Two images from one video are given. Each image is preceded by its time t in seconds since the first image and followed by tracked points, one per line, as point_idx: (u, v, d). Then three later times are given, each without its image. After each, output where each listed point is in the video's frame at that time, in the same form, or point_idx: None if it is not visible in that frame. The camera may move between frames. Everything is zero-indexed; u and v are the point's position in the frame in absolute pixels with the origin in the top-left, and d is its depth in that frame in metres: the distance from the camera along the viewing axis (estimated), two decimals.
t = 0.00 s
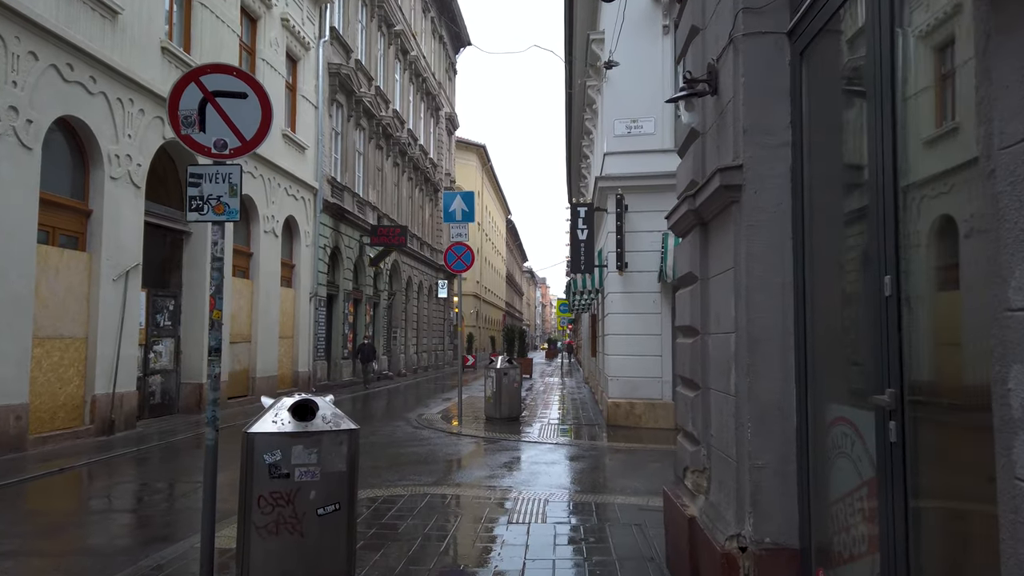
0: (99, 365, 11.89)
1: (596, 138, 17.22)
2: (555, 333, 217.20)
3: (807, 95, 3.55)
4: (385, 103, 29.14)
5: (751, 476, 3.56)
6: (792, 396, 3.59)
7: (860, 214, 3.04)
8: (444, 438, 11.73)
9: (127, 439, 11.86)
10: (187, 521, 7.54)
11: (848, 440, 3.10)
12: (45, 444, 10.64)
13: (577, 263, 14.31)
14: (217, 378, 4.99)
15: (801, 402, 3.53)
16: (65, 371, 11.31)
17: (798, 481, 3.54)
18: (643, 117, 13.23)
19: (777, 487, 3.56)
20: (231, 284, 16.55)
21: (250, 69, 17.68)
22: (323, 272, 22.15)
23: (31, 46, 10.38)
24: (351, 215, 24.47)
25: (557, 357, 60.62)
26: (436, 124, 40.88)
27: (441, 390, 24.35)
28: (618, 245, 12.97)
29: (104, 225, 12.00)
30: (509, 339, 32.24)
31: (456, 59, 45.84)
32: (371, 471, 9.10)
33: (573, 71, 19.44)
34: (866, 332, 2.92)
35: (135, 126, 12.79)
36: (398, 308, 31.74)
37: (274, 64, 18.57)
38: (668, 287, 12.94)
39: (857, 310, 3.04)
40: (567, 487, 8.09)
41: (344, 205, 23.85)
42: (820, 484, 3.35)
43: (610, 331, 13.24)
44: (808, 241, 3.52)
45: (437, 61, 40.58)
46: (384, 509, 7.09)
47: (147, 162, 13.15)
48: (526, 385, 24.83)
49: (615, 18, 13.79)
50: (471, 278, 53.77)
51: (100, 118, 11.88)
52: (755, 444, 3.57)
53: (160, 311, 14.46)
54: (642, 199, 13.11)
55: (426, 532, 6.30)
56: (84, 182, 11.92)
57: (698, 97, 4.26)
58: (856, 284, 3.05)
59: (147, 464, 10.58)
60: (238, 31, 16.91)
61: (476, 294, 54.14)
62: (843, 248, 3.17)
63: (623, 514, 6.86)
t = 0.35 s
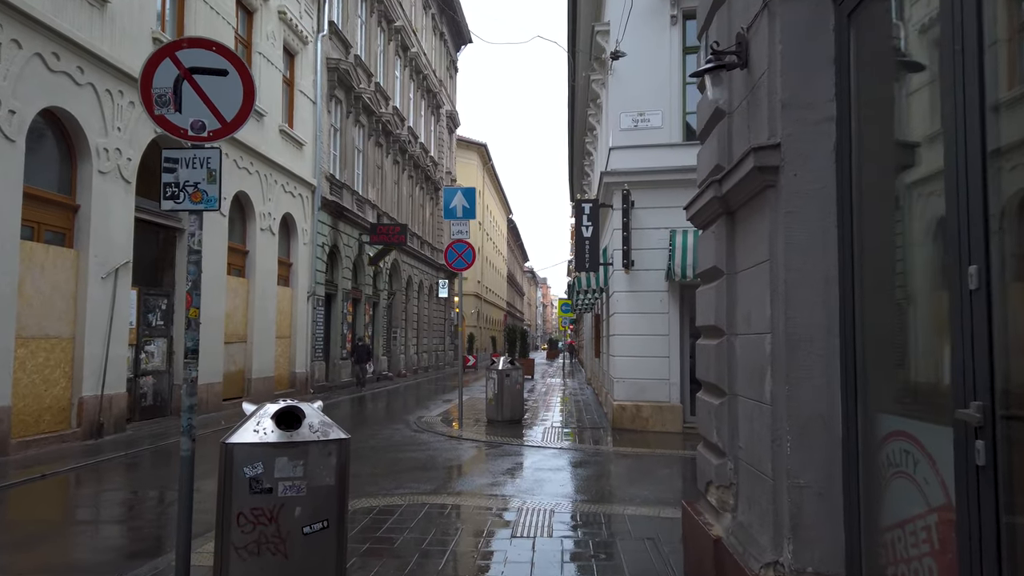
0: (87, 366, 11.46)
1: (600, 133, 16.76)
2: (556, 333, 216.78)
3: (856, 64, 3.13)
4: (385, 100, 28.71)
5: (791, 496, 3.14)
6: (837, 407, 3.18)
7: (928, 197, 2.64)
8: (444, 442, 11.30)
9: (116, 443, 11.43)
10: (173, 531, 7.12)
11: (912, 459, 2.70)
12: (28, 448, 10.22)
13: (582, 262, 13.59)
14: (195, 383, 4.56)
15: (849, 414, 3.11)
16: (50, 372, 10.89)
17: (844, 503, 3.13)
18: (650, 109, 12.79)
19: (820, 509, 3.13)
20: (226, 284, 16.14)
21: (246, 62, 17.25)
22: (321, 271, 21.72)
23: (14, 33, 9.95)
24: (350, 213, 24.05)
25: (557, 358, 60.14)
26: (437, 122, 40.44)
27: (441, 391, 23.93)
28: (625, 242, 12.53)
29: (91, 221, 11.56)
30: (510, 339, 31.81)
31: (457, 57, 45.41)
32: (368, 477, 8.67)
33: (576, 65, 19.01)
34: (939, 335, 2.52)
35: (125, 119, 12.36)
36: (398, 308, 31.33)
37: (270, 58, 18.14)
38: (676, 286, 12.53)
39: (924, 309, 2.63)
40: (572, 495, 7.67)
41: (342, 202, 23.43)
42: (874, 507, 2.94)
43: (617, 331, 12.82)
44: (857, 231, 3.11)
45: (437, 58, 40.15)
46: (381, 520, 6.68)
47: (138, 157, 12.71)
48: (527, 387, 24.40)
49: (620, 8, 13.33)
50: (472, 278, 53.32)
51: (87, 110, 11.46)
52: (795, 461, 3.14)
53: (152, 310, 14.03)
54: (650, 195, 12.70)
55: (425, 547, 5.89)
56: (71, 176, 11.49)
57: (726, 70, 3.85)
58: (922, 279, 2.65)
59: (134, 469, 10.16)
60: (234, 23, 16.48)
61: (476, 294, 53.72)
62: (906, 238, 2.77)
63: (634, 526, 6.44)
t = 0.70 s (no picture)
0: (70, 366, 11.06)
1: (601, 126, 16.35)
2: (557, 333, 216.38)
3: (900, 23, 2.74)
4: (383, 97, 28.34)
5: (825, 515, 2.71)
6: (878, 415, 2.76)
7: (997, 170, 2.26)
8: (440, 445, 10.91)
9: (100, 446, 11.03)
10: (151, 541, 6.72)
11: (975, 476, 2.30)
12: (8, 451, 9.82)
13: (583, 259, 13.17)
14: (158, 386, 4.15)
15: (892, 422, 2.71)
16: (31, 373, 10.49)
17: (888, 526, 2.71)
18: (654, 101, 12.39)
19: (859, 534, 2.71)
20: (218, 282, 15.74)
21: (239, 55, 16.86)
22: (317, 269, 21.31)
23: None
24: (347, 211, 23.65)
25: (559, 358, 59.75)
26: (436, 120, 40.08)
27: (439, 392, 23.53)
28: (627, 238, 12.13)
29: (75, 216, 11.17)
30: (510, 339, 31.40)
31: (457, 54, 45.06)
32: (358, 483, 8.26)
33: (577, 59, 18.62)
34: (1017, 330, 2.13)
35: (111, 111, 11.95)
36: (396, 308, 30.97)
37: (264, 51, 17.73)
38: (680, 283, 12.12)
39: (993, 299, 2.25)
40: (572, 503, 7.26)
41: (339, 199, 23.04)
42: (927, 531, 2.53)
43: (618, 330, 12.42)
44: (905, 213, 2.72)
45: (437, 55, 39.81)
46: (370, 530, 6.29)
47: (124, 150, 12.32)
48: (527, 387, 24.00)
49: None
50: (472, 277, 52.95)
51: (71, 101, 11.07)
52: (829, 476, 2.73)
53: (140, 308, 13.64)
54: (653, 190, 12.32)
55: (416, 559, 5.49)
56: (54, 170, 11.11)
57: (746, 35, 3.45)
58: (992, 264, 2.26)
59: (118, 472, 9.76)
60: (226, 15, 16.07)
61: (476, 293, 53.33)
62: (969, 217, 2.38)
63: (638, 537, 6.05)
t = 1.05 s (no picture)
0: (54, 369, 10.68)
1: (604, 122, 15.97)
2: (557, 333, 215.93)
3: None
4: (382, 94, 27.98)
5: (877, 549, 2.36)
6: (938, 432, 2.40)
7: None
8: (438, 450, 10.53)
9: (86, 451, 10.63)
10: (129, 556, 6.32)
11: None
12: None
13: (585, 258, 12.67)
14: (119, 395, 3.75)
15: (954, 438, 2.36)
16: (14, 376, 10.10)
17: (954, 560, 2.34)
18: (659, 95, 12.02)
19: (915, 568, 2.34)
20: (211, 281, 15.35)
21: (233, 49, 16.46)
22: (314, 269, 20.91)
23: None
24: (345, 209, 23.25)
25: (560, 358, 59.35)
26: (436, 118, 39.72)
27: (439, 394, 23.14)
28: (632, 236, 11.74)
29: (60, 214, 10.80)
30: (510, 340, 31.00)
31: (457, 52, 44.70)
32: (350, 492, 7.87)
33: (579, 54, 18.25)
34: None
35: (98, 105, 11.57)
36: (396, 308, 30.61)
37: (258, 45, 17.32)
38: (686, 283, 11.72)
39: None
40: (574, 515, 6.87)
41: (337, 198, 22.66)
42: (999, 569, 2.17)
43: (622, 330, 12.02)
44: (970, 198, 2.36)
45: (437, 53, 39.47)
46: (360, 545, 5.90)
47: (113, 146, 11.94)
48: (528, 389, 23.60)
49: None
50: (472, 277, 52.58)
51: (56, 94, 10.69)
52: (880, 503, 2.38)
53: (130, 309, 13.26)
54: (657, 186, 11.92)
55: None
56: (38, 166, 10.75)
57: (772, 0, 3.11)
58: None
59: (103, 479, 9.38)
60: (219, 8, 15.66)
61: (477, 294, 52.95)
62: None
63: (646, 553, 5.66)
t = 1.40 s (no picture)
0: (39, 370, 10.29)
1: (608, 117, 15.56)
2: (558, 334, 215.35)
3: None
4: (381, 90, 27.57)
5: None
6: (1019, 466, 2.48)
7: None
8: (438, 454, 10.14)
9: (73, 454, 10.25)
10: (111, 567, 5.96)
11: None
12: None
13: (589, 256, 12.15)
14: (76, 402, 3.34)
15: None
16: None
17: None
18: (665, 87, 11.63)
19: None
20: (205, 280, 14.95)
21: (228, 42, 16.06)
22: (311, 268, 20.51)
23: None
24: (343, 207, 22.82)
25: (561, 359, 58.79)
26: (436, 116, 39.29)
27: (438, 395, 22.71)
28: (637, 233, 11.34)
29: (45, 208, 10.42)
30: (510, 341, 30.54)
31: (457, 49, 44.26)
32: (345, 500, 7.49)
33: (581, 48, 17.81)
34: None
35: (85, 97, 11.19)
36: (395, 308, 30.20)
37: (254, 38, 16.92)
38: (694, 281, 11.33)
39: None
40: (579, 525, 6.48)
41: (335, 195, 22.26)
42: None
43: (627, 330, 11.62)
44: None
45: (437, 50, 39.03)
46: (352, 559, 5.51)
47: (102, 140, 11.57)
48: (529, 390, 23.15)
49: None
50: (472, 277, 52.08)
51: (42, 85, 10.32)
52: (961, 538, 2.46)
53: (121, 308, 12.89)
54: (664, 181, 11.52)
55: None
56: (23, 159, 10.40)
57: None
58: None
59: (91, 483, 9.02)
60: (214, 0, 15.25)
61: (476, 294, 52.46)
62: None
63: (658, 568, 5.28)
